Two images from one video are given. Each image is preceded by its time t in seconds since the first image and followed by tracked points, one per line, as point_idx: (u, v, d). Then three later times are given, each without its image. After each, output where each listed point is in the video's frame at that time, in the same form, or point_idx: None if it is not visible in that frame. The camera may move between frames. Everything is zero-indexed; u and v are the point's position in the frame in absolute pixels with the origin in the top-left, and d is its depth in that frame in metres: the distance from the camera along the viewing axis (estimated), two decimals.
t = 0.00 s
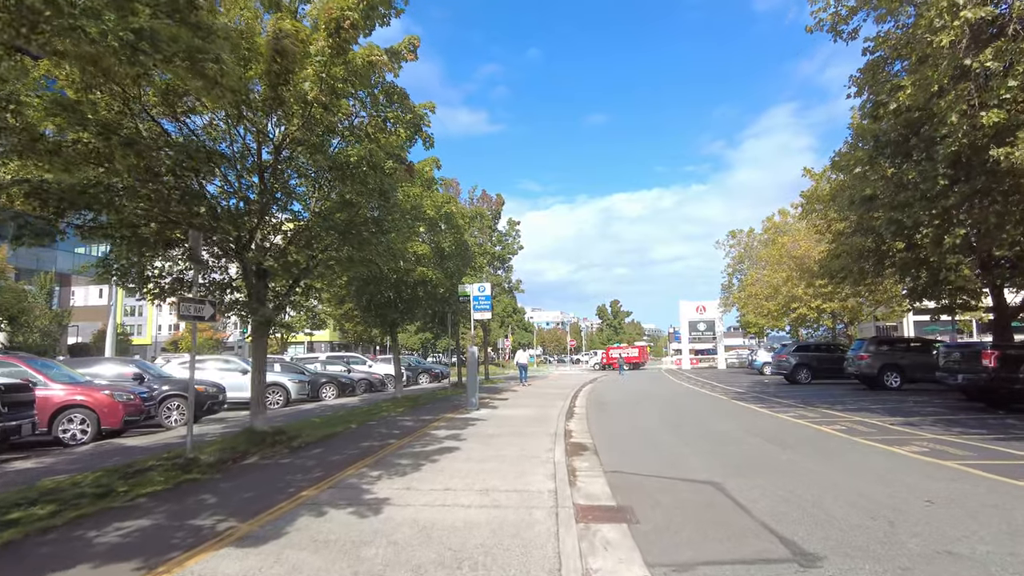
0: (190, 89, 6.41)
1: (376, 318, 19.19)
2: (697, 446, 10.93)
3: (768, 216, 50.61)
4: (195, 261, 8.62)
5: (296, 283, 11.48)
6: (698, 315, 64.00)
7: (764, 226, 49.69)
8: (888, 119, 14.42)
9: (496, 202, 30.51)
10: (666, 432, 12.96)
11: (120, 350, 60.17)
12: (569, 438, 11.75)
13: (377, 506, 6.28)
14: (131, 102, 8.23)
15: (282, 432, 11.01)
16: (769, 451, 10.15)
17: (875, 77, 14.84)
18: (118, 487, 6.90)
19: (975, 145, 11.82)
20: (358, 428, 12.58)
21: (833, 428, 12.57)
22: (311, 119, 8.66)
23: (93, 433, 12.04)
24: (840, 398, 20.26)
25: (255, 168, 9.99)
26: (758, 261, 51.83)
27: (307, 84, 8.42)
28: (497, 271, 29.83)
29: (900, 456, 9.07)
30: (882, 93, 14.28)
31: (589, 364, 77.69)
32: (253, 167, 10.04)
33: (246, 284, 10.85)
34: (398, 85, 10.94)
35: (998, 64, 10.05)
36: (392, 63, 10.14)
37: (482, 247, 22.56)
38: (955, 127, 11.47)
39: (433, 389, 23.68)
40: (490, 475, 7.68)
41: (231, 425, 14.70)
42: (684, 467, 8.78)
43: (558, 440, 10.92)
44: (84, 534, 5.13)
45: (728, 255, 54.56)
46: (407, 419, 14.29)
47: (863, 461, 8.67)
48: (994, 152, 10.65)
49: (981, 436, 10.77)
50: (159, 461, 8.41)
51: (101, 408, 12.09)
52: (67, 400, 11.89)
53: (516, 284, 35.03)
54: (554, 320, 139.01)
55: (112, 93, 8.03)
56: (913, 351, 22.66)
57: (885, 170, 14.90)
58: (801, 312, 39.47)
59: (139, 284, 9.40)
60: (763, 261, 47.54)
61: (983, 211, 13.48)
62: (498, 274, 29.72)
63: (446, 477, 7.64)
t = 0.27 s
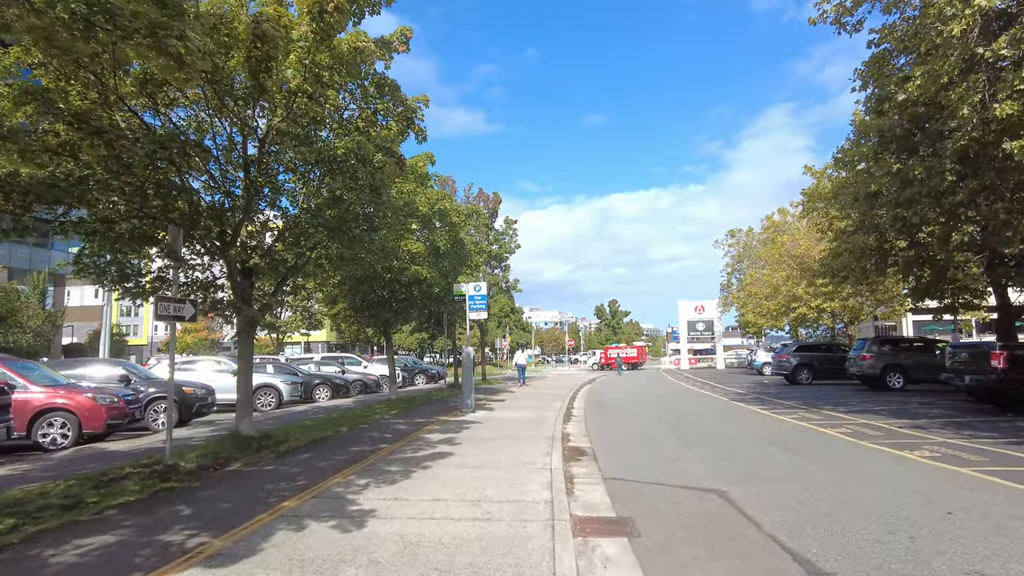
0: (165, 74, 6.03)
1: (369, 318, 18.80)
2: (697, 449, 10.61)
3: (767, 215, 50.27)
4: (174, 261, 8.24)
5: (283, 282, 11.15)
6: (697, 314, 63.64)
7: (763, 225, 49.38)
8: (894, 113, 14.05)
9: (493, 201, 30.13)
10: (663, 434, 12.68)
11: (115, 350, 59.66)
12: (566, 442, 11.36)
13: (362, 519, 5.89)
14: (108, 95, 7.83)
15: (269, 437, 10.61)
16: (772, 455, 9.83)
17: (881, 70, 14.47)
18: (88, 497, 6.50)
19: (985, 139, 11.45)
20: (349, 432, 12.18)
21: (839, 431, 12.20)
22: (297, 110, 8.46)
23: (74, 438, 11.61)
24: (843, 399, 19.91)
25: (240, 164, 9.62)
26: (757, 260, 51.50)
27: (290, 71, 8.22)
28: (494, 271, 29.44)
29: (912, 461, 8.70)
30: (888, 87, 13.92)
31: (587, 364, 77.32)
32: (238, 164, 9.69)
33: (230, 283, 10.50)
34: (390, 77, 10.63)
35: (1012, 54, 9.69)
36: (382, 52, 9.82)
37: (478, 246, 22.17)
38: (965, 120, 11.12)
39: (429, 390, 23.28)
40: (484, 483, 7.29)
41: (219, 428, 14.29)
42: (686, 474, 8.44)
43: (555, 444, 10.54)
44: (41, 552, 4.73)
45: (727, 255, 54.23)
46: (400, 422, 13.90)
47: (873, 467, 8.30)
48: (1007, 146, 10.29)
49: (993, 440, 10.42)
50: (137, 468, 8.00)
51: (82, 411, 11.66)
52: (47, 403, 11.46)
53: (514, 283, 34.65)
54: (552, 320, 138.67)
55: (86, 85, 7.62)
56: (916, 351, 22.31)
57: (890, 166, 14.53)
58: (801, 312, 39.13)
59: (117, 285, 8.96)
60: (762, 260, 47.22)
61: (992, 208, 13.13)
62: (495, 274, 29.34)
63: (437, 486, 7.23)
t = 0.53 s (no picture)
0: (137, 52, 5.66)
1: (365, 317, 18.42)
2: (700, 451, 10.29)
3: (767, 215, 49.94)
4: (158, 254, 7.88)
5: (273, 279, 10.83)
6: (697, 315, 63.32)
7: (763, 224, 49.05)
8: (902, 106, 13.72)
9: (491, 198, 29.76)
10: (663, 435, 12.42)
11: (111, 350, 59.20)
12: (566, 444, 10.99)
13: (348, 527, 5.51)
14: (87, 83, 7.48)
15: (258, 439, 10.23)
16: (777, 457, 9.52)
17: (888, 62, 14.13)
18: (58, 504, 6.11)
19: (998, 131, 11.12)
20: (341, 433, 11.80)
21: (846, 433, 11.85)
22: (285, 96, 8.19)
23: (57, 439, 11.24)
24: (848, 399, 19.55)
25: (227, 154, 9.28)
26: (757, 260, 51.15)
27: (277, 55, 8.00)
28: (492, 269, 29.07)
29: (928, 465, 8.33)
30: (896, 79, 13.57)
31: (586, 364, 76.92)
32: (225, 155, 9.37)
33: (217, 279, 10.17)
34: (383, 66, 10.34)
35: None
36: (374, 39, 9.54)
37: (475, 243, 21.77)
38: (978, 111, 10.76)
39: (426, 390, 22.90)
40: (480, 489, 6.91)
41: (208, 429, 13.90)
42: (690, 477, 8.11)
43: (554, 447, 10.18)
44: None
45: (727, 254, 53.90)
46: (395, 423, 13.54)
47: (886, 471, 7.95)
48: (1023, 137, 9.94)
49: (1008, 442, 10.07)
50: (116, 472, 7.62)
51: (65, 411, 11.29)
52: (29, 404, 11.07)
53: (512, 282, 34.27)
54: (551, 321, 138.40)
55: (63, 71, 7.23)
56: (921, 351, 21.96)
57: (898, 161, 14.19)
58: (802, 311, 38.79)
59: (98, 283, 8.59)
60: (763, 260, 46.87)
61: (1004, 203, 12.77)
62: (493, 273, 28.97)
63: (430, 492, 6.86)
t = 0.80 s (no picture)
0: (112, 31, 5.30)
1: (360, 316, 18.04)
2: (703, 455, 9.97)
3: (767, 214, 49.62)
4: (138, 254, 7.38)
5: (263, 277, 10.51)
6: (697, 315, 62.99)
7: (764, 224, 48.70)
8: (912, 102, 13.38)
9: (490, 197, 29.39)
10: (665, 438, 12.12)
11: (107, 350, 58.69)
12: (566, 449, 10.62)
13: (334, 543, 5.13)
14: (64, 69, 7.09)
15: (246, 443, 9.85)
16: (784, 463, 9.19)
17: (897, 56, 13.78)
18: (25, 516, 5.71)
19: (1013, 126, 10.78)
20: (334, 437, 11.42)
21: (854, 437, 11.50)
22: (272, 83, 8.00)
23: (38, 443, 10.83)
24: (852, 402, 19.23)
25: (214, 145, 8.94)
26: (757, 260, 50.82)
27: (260, 41, 7.88)
28: (490, 269, 28.70)
29: (945, 472, 7.97)
30: (904, 73, 13.23)
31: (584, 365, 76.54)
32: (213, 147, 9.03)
33: (205, 277, 9.82)
34: (377, 56, 10.02)
35: None
36: (367, 27, 9.22)
37: (474, 242, 21.40)
38: (993, 105, 10.41)
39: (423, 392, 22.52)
40: (476, 499, 6.53)
41: (198, 431, 13.52)
42: (696, 485, 7.78)
43: (554, 452, 9.80)
44: None
45: (727, 255, 53.58)
46: (390, 426, 13.17)
47: (901, 479, 7.59)
48: None
49: None
50: (92, 479, 7.23)
51: (48, 414, 10.88)
52: (11, 405, 10.65)
53: (510, 282, 33.90)
54: (549, 321, 138.03)
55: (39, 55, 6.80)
56: (926, 352, 21.66)
57: (907, 158, 13.84)
58: (802, 312, 38.46)
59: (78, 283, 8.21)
60: (763, 260, 46.52)
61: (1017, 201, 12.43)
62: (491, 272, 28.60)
63: (424, 503, 6.48)
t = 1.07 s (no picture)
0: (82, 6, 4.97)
1: (354, 315, 17.66)
2: (705, 457, 9.65)
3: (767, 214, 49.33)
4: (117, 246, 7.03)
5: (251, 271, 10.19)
6: (696, 315, 62.67)
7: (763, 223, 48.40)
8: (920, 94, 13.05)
9: (488, 195, 29.03)
10: (665, 439, 11.86)
11: (102, 350, 58.20)
12: (564, 451, 10.25)
13: (317, 554, 4.76)
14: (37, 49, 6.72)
15: (233, 445, 9.47)
16: (791, 466, 8.87)
17: (905, 47, 13.46)
18: None
19: None
20: (325, 438, 11.03)
21: (862, 438, 11.16)
22: (257, 67, 7.71)
23: (18, 445, 10.49)
24: (855, 402, 18.91)
25: (199, 135, 8.65)
26: (756, 260, 50.51)
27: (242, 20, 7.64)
28: (488, 267, 28.35)
29: (962, 476, 7.62)
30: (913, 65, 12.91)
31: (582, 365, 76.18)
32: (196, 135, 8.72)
33: (189, 272, 9.44)
34: (369, 43, 9.70)
35: None
36: (358, 11, 8.90)
37: (471, 239, 21.04)
38: (1008, 94, 10.08)
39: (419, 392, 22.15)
40: (471, 507, 6.17)
41: (186, 433, 13.13)
42: (701, 491, 7.45)
43: (553, 455, 9.43)
44: None
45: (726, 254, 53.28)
46: (384, 427, 12.80)
47: (917, 483, 7.25)
48: None
49: None
50: (66, 484, 6.85)
51: (27, 416, 10.55)
52: None
53: (509, 280, 33.54)
54: (547, 321, 137.68)
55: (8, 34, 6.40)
56: (931, 351, 21.33)
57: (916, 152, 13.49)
58: (802, 311, 38.15)
59: (56, 277, 7.83)
60: (763, 260, 46.23)
61: None
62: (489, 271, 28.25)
63: (415, 511, 6.10)
